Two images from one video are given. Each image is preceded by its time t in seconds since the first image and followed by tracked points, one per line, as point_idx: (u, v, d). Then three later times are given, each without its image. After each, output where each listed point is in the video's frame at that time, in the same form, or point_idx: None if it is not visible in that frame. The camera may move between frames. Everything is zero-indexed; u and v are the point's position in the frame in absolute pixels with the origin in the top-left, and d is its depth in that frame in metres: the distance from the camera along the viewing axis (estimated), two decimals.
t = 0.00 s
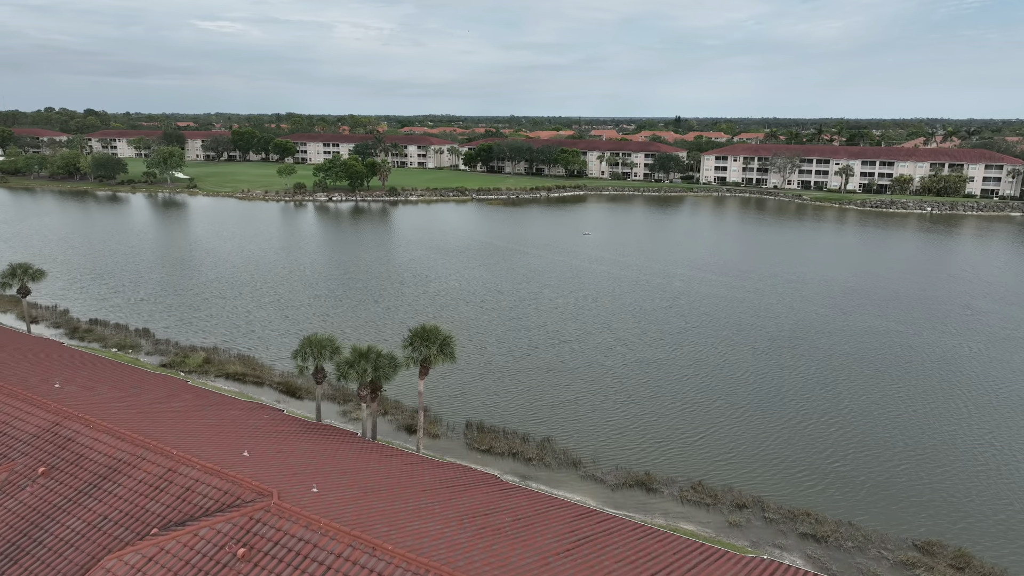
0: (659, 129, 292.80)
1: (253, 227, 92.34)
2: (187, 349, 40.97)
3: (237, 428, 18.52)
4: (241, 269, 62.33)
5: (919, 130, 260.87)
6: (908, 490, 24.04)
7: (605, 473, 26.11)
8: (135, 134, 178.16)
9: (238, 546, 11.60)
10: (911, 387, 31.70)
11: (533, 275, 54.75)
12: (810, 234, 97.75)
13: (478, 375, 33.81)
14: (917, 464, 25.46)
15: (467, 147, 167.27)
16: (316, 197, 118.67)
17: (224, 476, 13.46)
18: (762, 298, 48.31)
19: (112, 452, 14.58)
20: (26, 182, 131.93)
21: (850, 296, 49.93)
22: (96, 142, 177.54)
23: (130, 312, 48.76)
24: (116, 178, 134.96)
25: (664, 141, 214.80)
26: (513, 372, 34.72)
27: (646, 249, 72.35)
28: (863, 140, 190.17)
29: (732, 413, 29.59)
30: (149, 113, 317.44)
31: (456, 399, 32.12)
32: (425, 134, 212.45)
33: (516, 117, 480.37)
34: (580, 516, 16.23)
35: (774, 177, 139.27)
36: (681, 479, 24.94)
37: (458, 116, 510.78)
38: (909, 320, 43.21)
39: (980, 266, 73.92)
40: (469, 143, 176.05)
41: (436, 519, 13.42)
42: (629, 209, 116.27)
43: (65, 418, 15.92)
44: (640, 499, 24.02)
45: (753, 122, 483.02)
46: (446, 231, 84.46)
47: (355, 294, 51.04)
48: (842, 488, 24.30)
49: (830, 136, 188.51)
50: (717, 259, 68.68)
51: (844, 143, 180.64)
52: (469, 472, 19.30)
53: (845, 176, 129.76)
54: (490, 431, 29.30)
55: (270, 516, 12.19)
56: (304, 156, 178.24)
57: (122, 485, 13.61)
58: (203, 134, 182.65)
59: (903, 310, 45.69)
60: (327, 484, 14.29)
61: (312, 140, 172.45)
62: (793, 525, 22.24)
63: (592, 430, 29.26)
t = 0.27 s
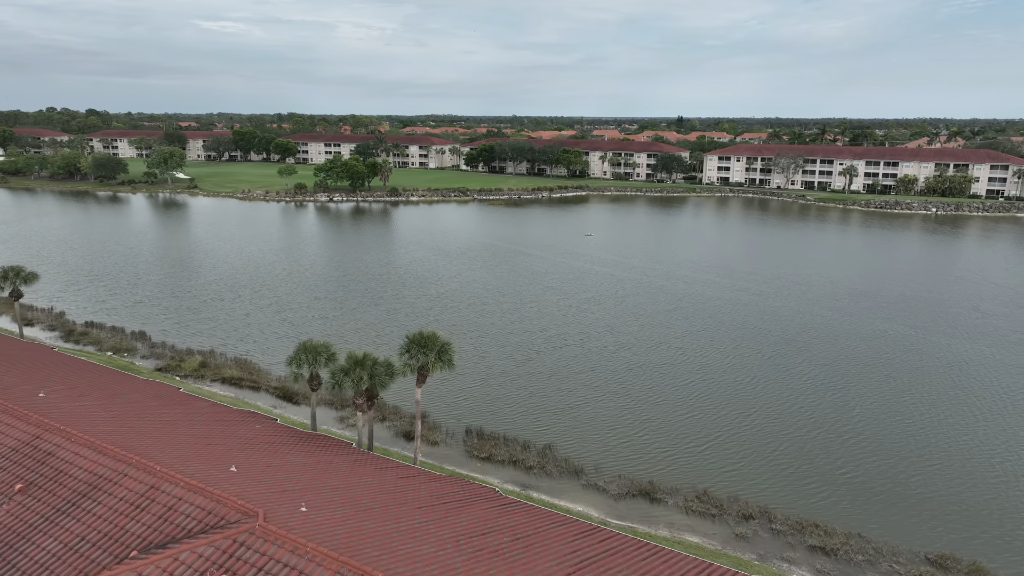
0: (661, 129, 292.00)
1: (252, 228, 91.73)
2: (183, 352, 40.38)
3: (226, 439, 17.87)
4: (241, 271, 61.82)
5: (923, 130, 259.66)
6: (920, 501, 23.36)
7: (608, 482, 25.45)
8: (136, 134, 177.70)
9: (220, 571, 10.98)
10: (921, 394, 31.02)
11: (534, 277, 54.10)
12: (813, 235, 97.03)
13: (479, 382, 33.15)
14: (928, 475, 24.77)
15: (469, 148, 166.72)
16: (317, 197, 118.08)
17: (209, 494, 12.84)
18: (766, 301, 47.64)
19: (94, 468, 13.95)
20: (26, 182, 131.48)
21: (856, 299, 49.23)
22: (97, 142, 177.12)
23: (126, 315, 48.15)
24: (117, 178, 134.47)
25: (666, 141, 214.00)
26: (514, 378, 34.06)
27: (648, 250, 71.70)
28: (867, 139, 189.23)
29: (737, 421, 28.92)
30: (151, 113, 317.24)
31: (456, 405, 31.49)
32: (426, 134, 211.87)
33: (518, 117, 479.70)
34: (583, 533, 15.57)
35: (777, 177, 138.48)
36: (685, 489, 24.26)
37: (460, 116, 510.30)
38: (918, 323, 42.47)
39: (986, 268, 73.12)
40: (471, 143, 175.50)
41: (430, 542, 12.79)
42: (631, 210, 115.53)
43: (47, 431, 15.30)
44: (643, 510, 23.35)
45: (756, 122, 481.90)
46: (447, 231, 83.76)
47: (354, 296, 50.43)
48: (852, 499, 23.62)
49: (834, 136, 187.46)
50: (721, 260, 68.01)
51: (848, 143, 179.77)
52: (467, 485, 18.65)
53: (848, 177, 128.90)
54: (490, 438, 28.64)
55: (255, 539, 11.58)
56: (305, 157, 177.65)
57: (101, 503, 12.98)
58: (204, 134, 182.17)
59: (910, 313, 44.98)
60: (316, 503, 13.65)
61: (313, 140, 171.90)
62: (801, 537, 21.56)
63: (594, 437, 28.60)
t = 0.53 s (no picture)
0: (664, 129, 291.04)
1: (253, 229, 91.12)
2: (179, 355, 39.79)
3: (216, 451, 17.19)
4: (240, 272, 61.27)
5: (927, 130, 258.37)
6: (934, 513, 22.66)
7: (611, 491, 24.77)
8: (137, 134, 177.29)
9: None
10: (932, 401, 30.33)
11: (536, 279, 53.45)
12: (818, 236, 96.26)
13: (480, 388, 32.50)
14: (942, 485, 24.08)
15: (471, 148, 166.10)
16: (318, 198, 117.49)
17: (192, 514, 12.19)
18: (772, 303, 46.94)
19: (73, 484, 13.28)
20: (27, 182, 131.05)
21: (863, 302, 48.51)
22: (98, 142, 176.70)
23: (122, 318, 47.61)
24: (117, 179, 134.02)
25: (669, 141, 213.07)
26: (515, 383, 33.42)
27: (651, 251, 71.05)
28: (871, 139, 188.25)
29: (744, 428, 28.25)
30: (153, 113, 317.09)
31: (455, 411, 30.83)
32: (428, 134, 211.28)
33: (520, 117, 479.06)
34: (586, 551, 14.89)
35: (780, 177, 137.66)
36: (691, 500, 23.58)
37: (462, 116, 509.61)
38: (927, 327, 41.72)
39: (993, 269, 72.31)
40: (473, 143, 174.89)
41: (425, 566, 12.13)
42: (634, 210, 114.79)
43: (27, 445, 14.65)
44: (647, 521, 22.68)
45: (758, 122, 480.64)
46: (448, 232, 83.08)
47: (354, 298, 49.83)
48: (863, 510, 22.94)
49: (838, 136, 186.47)
50: (725, 262, 67.29)
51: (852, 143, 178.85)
52: (467, 498, 17.99)
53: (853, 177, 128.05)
54: (490, 445, 27.97)
55: (238, 565, 10.93)
56: (306, 157, 177.08)
57: (79, 523, 12.31)
58: (205, 134, 181.72)
59: (919, 316, 44.27)
60: (306, 523, 12.99)
61: (315, 140, 171.37)
62: (811, 549, 20.87)
63: (598, 444, 27.96)
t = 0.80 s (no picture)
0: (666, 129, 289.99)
1: (254, 230, 90.59)
2: (176, 359, 39.16)
3: (205, 463, 16.55)
4: (240, 274, 60.72)
5: (932, 130, 257.05)
6: (949, 527, 21.93)
7: (614, 501, 24.09)
8: (139, 134, 176.91)
9: None
10: (943, 408, 29.64)
11: (539, 281, 52.80)
12: (823, 237, 95.42)
13: (480, 394, 31.84)
14: (956, 497, 23.36)
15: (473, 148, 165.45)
16: (319, 198, 116.92)
17: (174, 536, 11.57)
18: (778, 307, 46.20)
19: (50, 501, 12.66)
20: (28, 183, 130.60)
21: (871, 305, 47.70)
22: (100, 142, 176.36)
23: (120, 320, 47.01)
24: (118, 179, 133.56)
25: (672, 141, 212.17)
26: (517, 388, 32.73)
27: (655, 253, 70.37)
28: (875, 139, 187.24)
29: (751, 437, 27.55)
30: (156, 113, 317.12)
31: (456, 417, 30.17)
32: (430, 134, 210.62)
33: (523, 117, 478.34)
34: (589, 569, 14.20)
35: (785, 178, 136.79)
36: (697, 511, 22.89)
37: (465, 116, 509.47)
38: (936, 331, 40.94)
39: (1001, 271, 71.47)
40: (475, 143, 174.20)
41: None
42: (637, 211, 114.02)
43: (5, 459, 14.03)
44: (652, 534, 22.03)
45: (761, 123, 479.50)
46: (450, 233, 82.44)
47: (355, 301, 49.27)
48: (874, 522, 22.26)
49: (843, 136, 185.39)
50: (730, 263, 66.58)
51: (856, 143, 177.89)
52: (465, 512, 17.32)
53: (857, 177, 127.16)
54: (491, 453, 27.30)
55: None
56: (308, 157, 176.57)
57: (53, 545, 11.66)
58: (207, 134, 181.38)
59: (927, 320, 43.54)
60: (294, 545, 12.34)
61: (317, 140, 170.88)
62: (822, 563, 20.18)
63: (600, 453, 27.30)
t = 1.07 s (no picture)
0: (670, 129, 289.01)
1: (255, 231, 90.08)
2: (173, 363, 38.56)
3: (193, 476, 15.92)
4: (240, 276, 60.20)
5: (937, 130, 255.53)
6: (966, 541, 21.22)
7: (619, 511, 23.43)
8: (141, 134, 176.65)
9: None
10: (956, 415, 28.92)
11: (542, 283, 52.13)
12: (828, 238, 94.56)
13: (481, 401, 31.21)
14: (972, 510, 22.64)
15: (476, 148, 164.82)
16: (321, 198, 116.37)
17: (154, 561, 10.94)
18: (785, 310, 45.43)
19: (26, 522, 12.02)
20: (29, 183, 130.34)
21: (879, 308, 46.89)
22: (103, 142, 176.18)
23: (117, 323, 46.43)
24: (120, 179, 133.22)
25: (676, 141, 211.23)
26: (519, 394, 32.06)
27: (659, 254, 69.64)
28: (880, 139, 186.13)
29: (759, 445, 26.88)
30: (159, 113, 317.20)
31: (456, 424, 29.53)
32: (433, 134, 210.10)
33: (526, 117, 477.66)
34: None
35: (789, 178, 135.91)
36: (704, 522, 22.22)
37: (468, 116, 509.05)
38: (947, 335, 40.11)
39: (1009, 272, 70.58)
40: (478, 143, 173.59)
41: None
42: (640, 212, 113.28)
43: None
44: (657, 546, 21.38)
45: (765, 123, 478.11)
46: (452, 234, 81.79)
47: (355, 303, 48.66)
48: (887, 535, 21.56)
49: (847, 136, 184.22)
50: (734, 265, 65.84)
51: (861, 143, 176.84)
52: (463, 527, 16.66)
53: (863, 178, 126.21)
54: (492, 461, 26.65)
55: None
56: (310, 157, 176.11)
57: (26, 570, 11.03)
58: (210, 134, 181.08)
59: (937, 323, 42.79)
60: (282, 569, 11.71)
61: (319, 140, 170.42)
62: None
63: (603, 461, 26.64)
